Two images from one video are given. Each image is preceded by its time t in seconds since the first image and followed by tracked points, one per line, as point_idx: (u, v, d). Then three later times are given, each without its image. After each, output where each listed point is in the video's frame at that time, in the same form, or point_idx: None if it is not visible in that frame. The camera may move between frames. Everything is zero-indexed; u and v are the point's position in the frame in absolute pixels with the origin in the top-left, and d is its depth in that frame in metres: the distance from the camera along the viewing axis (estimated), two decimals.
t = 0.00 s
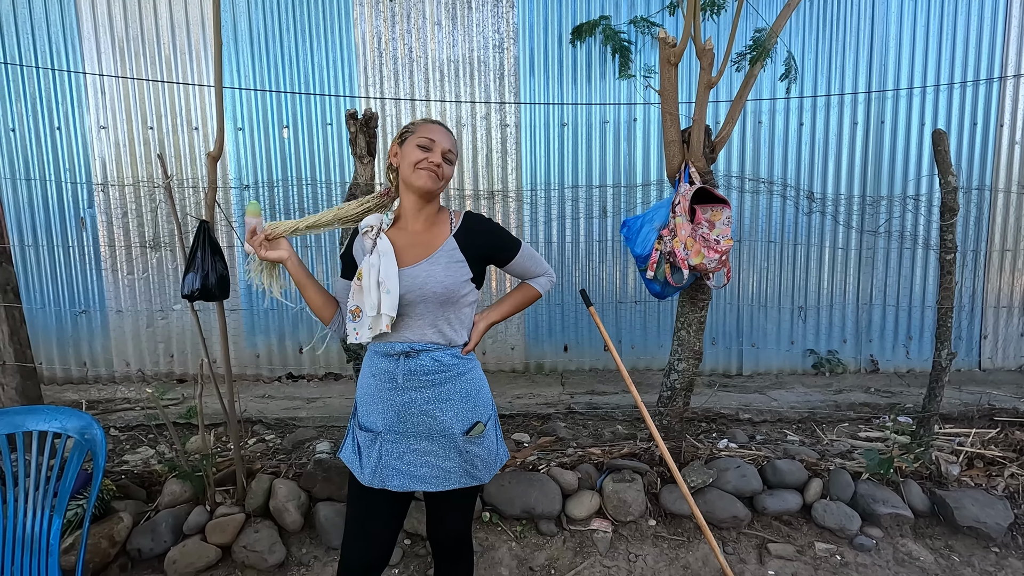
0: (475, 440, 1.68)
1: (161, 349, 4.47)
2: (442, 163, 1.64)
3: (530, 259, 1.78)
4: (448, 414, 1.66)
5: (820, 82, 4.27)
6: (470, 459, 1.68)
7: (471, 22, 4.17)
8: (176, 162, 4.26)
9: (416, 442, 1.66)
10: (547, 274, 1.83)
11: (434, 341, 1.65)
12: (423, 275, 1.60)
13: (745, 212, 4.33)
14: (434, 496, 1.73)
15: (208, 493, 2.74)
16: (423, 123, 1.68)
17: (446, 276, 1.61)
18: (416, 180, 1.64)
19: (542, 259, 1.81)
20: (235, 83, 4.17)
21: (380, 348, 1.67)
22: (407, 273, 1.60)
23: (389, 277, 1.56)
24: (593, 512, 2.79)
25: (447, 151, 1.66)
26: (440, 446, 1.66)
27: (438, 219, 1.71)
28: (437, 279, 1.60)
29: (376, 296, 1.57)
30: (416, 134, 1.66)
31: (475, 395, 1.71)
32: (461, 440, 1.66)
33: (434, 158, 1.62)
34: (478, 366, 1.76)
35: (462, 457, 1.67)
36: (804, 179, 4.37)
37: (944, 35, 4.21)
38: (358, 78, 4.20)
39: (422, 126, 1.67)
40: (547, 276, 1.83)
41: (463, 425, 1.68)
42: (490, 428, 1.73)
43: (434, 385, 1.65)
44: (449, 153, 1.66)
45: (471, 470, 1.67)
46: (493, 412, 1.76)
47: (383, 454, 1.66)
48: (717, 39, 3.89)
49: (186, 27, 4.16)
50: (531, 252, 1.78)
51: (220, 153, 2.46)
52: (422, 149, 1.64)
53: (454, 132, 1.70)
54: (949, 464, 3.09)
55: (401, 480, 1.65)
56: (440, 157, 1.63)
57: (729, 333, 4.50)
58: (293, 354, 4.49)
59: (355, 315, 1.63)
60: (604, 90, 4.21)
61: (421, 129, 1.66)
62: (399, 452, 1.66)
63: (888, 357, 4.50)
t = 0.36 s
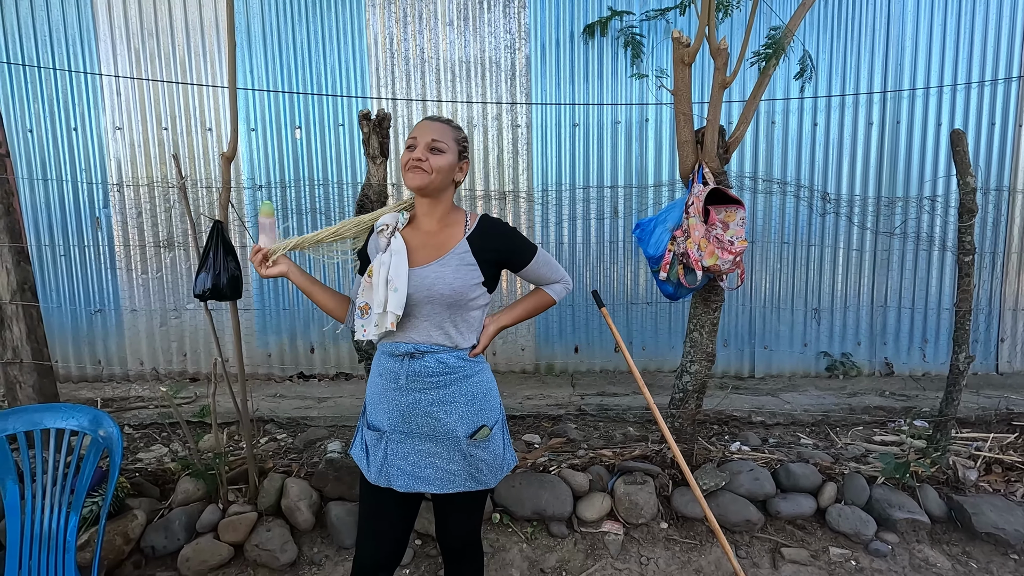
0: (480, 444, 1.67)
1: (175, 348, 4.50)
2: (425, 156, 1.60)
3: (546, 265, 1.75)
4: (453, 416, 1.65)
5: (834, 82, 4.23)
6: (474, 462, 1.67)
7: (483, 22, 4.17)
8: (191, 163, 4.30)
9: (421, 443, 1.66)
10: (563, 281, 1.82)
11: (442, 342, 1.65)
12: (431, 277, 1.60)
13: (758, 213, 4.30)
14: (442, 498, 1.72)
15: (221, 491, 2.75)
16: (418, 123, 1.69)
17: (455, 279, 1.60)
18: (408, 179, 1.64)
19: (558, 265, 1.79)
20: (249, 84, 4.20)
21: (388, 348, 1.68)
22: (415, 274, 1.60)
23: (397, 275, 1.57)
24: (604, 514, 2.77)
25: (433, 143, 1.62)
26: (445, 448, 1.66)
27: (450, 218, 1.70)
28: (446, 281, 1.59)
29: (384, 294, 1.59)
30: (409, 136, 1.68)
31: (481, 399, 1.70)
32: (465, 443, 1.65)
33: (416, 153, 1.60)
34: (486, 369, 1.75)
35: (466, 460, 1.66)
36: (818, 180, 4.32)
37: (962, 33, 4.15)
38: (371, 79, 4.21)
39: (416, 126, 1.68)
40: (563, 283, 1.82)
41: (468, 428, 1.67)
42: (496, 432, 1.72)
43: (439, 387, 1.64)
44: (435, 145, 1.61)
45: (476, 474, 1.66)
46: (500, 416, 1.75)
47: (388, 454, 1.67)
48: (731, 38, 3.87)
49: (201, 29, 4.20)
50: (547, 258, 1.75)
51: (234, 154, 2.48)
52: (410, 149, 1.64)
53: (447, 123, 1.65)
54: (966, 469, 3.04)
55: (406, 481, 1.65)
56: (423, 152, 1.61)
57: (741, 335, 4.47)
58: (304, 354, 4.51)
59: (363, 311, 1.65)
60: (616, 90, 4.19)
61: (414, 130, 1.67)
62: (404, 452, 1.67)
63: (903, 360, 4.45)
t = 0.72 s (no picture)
0: (483, 446, 1.65)
1: (186, 347, 4.54)
2: (413, 165, 1.62)
3: (560, 268, 1.71)
4: (457, 417, 1.65)
5: (848, 81, 4.19)
6: (478, 465, 1.66)
7: (493, 23, 4.17)
8: (202, 164, 4.33)
9: (426, 443, 1.66)
10: (578, 285, 1.76)
11: (445, 343, 1.64)
12: (436, 277, 1.59)
13: (770, 214, 4.26)
14: (450, 498, 1.72)
15: (231, 490, 2.76)
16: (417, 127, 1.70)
17: (461, 280, 1.59)
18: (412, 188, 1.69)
19: (574, 268, 1.74)
20: (260, 85, 4.22)
21: (395, 347, 1.69)
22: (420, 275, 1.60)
23: (403, 273, 1.59)
24: (613, 516, 2.76)
25: (419, 149, 1.62)
26: (448, 449, 1.65)
27: (460, 218, 1.69)
28: (450, 282, 1.59)
29: (389, 291, 1.61)
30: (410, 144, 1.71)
31: (486, 401, 1.69)
32: (469, 445, 1.64)
33: (406, 164, 1.63)
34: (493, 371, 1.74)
35: (469, 462, 1.65)
36: (831, 180, 4.28)
37: (978, 31, 4.09)
38: (381, 80, 4.22)
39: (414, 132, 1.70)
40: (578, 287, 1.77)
41: (472, 430, 1.66)
42: (501, 435, 1.70)
43: (443, 388, 1.64)
44: (421, 150, 1.61)
45: (479, 476, 1.65)
46: (506, 419, 1.73)
47: (393, 452, 1.67)
48: (743, 38, 3.84)
49: (213, 30, 4.22)
50: (562, 261, 1.71)
51: (245, 154, 2.49)
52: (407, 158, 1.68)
53: (433, 122, 1.63)
54: (982, 474, 2.99)
55: (410, 480, 1.65)
56: (412, 161, 1.63)
57: (752, 337, 4.43)
58: (314, 354, 4.53)
59: (370, 306, 1.67)
60: (626, 90, 4.18)
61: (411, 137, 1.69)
62: (409, 451, 1.66)
63: (917, 363, 4.39)
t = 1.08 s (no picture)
0: (497, 447, 1.66)
1: (201, 347, 4.60)
2: (423, 167, 1.63)
3: (573, 267, 1.69)
4: (471, 418, 1.65)
5: (863, 82, 4.14)
6: (492, 466, 1.66)
7: (505, 24, 4.18)
8: (217, 165, 4.39)
9: (440, 444, 1.67)
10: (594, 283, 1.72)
11: (460, 345, 1.65)
12: (450, 281, 1.60)
13: (783, 216, 4.23)
14: (461, 500, 1.73)
15: (244, 489, 2.79)
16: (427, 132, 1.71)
17: (474, 284, 1.60)
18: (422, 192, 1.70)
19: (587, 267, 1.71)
20: (275, 88, 4.27)
21: (409, 349, 1.70)
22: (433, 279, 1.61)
23: (416, 280, 1.60)
24: (624, 519, 2.75)
25: (429, 152, 1.63)
26: (462, 450, 1.66)
27: (471, 220, 1.69)
28: (464, 286, 1.60)
29: (403, 299, 1.62)
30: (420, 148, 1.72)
31: (500, 402, 1.69)
32: (482, 446, 1.65)
33: (416, 167, 1.64)
34: (507, 372, 1.74)
35: (483, 463, 1.65)
36: (845, 182, 4.23)
37: (999, 30, 4.02)
38: (393, 82, 4.25)
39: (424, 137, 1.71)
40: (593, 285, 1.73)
41: (486, 431, 1.67)
42: (514, 437, 1.71)
43: (457, 389, 1.64)
44: (431, 153, 1.62)
45: (493, 477, 1.66)
46: (519, 420, 1.74)
47: (408, 453, 1.68)
48: (756, 39, 3.82)
49: (228, 33, 4.28)
50: (574, 260, 1.69)
51: (259, 157, 2.51)
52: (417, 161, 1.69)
53: (443, 126, 1.64)
54: (1001, 481, 2.94)
55: (424, 480, 1.66)
56: (422, 163, 1.64)
57: (764, 339, 4.40)
58: (326, 354, 4.56)
59: (385, 314, 1.69)
60: (638, 92, 4.16)
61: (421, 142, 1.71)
62: (423, 452, 1.67)
63: (934, 367, 4.33)
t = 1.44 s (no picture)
0: (513, 443, 1.68)
1: (217, 345, 4.67)
2: (429, 171, 1.64)
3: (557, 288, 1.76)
4: (486, 416, 1.67)
5: (881, 81, 4.08)
6: (508, 462, 1.68)
7: (518, 25, 4.19)
8: (235, 166, 4.46)
9: (455, 443, 1.68)
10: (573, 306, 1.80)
11: (475, 345, 1.65)
12: (463, 280, 1.61)
13: (798, 217, 4.18)
14: (472, 498, 1.73)
15: (258, 485, 2.83)
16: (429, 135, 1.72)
17: (488, 284, 1.61)
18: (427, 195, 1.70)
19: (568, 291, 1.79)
20: (290, 89, 4.32)
21: (421, 350, 1.70)
22: (446, 278, 1.62)
23: (430, 279, 1.59)
24: (635, 521, 2.73)
25: (435, 155, 1.63)
26: (478, 448, 1.67)
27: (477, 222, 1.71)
28: (478, 286, 1.60)
29: (418, 298, 1.61)
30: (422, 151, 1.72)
31: (513, 399, 1.70)
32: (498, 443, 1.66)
33: (422, 171, 1.65)
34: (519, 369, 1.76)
35: (499, 460, 1.67)
36: (863, 182, 4.17)
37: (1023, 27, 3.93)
38: (407, 83, 4.27)
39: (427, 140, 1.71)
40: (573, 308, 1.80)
41: (501, 428, 1.68)
42: (528, 432, 1.73)
43: (472, 387, 1.65)
44: (437, 156, 1.63)
45: (509, 474, 1.67)
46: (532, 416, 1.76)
47: (423, 453, 1.69)
48: (771, 38, 3.79)
49: (245, 36, 4.34)
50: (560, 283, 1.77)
51: (275, 157, 2.54)
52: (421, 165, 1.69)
53: (447, 130, 1.65)
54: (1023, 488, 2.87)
55: (440, 480, 1.67)
56: (428, 168, 1.64)
57: (779, 341, 4.35)
58: (340, 353, 4.60)
59: (396, 316, 1.68)
60: (651, 92, 4.15)
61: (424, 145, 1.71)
62: (438, 452, 1.68)
63: (954, 371, 4.25)
